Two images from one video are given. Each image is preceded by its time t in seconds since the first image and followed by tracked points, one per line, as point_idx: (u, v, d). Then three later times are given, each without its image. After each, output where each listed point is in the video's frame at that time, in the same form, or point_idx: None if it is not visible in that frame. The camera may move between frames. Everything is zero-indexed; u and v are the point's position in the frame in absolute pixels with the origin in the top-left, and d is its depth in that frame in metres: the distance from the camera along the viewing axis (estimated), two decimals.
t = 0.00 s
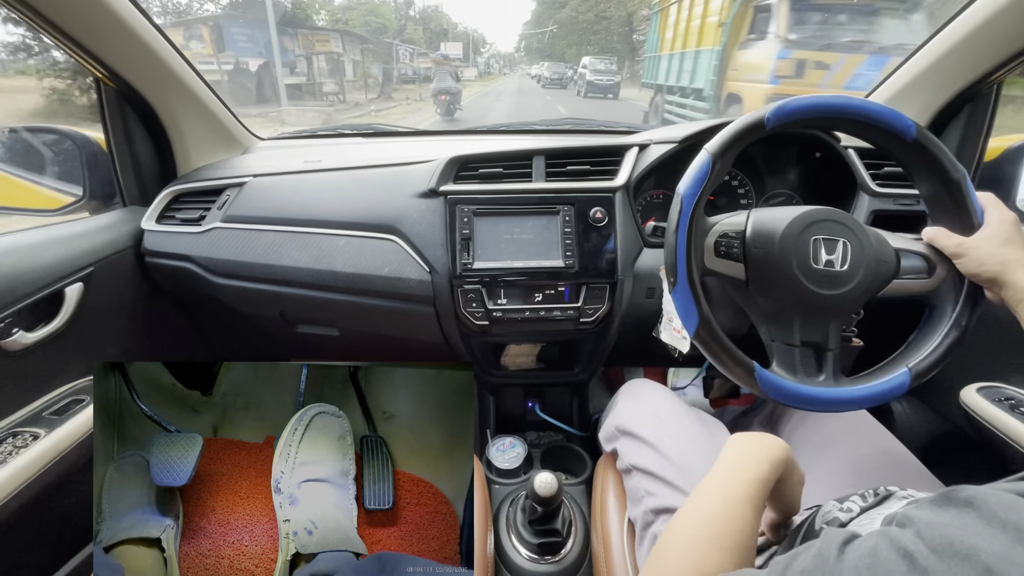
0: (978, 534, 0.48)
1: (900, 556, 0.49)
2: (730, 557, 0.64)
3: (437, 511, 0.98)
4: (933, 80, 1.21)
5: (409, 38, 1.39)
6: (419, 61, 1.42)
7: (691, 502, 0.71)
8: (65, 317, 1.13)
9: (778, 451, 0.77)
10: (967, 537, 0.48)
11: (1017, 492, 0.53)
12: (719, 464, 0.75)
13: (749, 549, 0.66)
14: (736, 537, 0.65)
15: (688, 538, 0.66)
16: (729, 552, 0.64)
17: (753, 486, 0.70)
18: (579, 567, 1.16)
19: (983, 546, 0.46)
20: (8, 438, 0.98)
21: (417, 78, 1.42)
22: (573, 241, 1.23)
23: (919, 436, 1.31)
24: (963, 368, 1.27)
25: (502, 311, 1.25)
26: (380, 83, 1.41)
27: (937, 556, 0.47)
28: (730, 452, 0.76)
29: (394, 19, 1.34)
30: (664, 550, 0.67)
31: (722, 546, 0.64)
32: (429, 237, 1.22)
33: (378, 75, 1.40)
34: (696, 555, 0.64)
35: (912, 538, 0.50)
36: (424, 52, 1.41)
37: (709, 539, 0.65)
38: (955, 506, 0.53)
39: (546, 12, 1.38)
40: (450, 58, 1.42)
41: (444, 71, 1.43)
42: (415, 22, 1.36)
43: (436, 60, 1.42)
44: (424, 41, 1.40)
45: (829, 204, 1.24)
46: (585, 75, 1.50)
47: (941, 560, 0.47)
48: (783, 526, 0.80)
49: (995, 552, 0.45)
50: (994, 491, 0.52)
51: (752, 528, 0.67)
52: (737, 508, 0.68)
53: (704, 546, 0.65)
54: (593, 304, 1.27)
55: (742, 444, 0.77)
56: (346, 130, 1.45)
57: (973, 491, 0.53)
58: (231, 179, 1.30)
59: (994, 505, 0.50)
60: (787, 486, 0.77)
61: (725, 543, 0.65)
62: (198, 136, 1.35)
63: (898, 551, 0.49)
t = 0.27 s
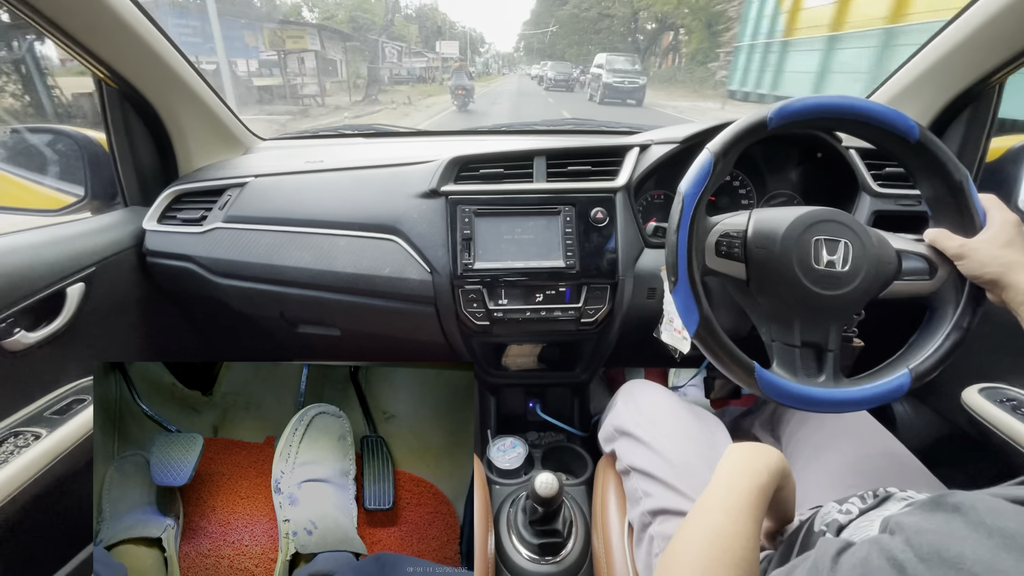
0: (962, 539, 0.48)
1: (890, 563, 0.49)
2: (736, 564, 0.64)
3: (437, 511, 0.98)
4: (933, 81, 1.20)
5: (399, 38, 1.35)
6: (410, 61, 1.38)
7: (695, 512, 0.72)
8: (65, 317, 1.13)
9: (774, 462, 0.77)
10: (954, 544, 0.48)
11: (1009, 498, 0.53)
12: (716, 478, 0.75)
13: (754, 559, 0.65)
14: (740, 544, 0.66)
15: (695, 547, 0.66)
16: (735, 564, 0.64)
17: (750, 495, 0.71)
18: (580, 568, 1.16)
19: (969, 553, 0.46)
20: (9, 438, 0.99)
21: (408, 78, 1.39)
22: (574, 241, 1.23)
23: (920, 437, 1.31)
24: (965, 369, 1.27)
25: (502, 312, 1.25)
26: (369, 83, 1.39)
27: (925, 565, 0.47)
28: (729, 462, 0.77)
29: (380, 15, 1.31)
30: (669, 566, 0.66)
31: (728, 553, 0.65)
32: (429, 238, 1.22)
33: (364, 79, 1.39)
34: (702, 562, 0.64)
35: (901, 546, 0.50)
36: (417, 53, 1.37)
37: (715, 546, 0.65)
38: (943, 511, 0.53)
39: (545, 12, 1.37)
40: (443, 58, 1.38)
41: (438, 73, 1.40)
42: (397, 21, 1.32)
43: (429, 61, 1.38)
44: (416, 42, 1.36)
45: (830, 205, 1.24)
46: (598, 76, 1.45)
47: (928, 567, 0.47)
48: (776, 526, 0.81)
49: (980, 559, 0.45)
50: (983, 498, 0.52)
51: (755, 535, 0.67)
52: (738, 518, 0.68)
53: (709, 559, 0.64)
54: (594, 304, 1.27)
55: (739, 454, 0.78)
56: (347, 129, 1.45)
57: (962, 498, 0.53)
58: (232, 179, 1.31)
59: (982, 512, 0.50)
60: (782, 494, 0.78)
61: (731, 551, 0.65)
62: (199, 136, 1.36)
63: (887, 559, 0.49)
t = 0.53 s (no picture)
0: (967, 531, 0.48)
1: (890, 556, 0.49)
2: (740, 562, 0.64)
3: (437, 511, 0.98)
4: (935, 81, 1.20)
5: (390, 38, 1.36)
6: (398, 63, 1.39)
7: (699, 510, 0.72)
8: (67, 318, 1.13)
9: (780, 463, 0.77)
10: (957, 535, 0.48)
11: (1009, 491, 0.53)
12: (723, 476, 0.75)
13: (758, 557, 0.65)
14: (746, 542, 0.65)
15: (699, 544, 0.66)
16: (739, 560, 0.64)
17: (758, 493, 0.71)
18: (581, 568, 1.15)
19: (971, 543, 0.46)
20: (11, 439, 0.99)
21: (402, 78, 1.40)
22: (575, 242, 1.23)
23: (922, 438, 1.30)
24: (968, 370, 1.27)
25: (503, 312, 1.25)
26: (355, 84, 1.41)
27: (928, 553, 0.47)
28: (735, 461, 0.77)
29: (363, 7, 1.30)
30: (673, 562, 0.66)
31: (733, 551, 0.65)
32: (430, 238, 1.22)
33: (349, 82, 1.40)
34: (707, 560, 0.64)
35: (904, 537, 0.50)
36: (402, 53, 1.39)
37: (720, 544, 0.65)
38: (947, 505, 0.52)
39: (545, 14, 1.37)
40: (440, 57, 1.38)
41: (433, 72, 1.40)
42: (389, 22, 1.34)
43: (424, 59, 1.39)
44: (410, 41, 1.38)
45: (831, 205, 1.24)
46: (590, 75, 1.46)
47: (931, 557, 0.47)
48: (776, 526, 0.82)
49: (983, 549, 0.46)
50: (985, 490, 0.52)
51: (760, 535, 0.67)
52: (744, 515, 0.68)
53: (713, 555, 0.64)
54: (595, 305, 1.27)
55: (746, 454, 0.78)
56: (348, 130, 1.45)
57: (964, 491, 0.53)
58: (233, 180, 1.31)
59: (984, 504, 0.50)
60: (789, 496, 0.78)
61: (735, 549, 0.65)
62: (200, 137, 1.36)
63: (891, 550, 0.49)
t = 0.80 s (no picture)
0: (969, 533, 0.48)
1: (894, 556, 0.49)
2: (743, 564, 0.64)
3: (437, 511, 0.97)
4: (935, 81, 1.20)
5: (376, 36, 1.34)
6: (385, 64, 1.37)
7: (702, 512, 0.71)
8: (69, 319, 1.13)
9: (785, 466, 0.77)
10: (959, 537, 0.48)
11: (1012, 492, 0.53)
12: (725, 478, 0.75)
13: (761, 558, 0.65)
14: (748, 544, 0.65)
15: (701, 546, 0.66)
16: (742, 563, 0.64)
17: (760, 495, 0.71)
18: (581, 569, 1.15)
19: (974, 546, 0.46)
20: (13, 440, 0.99)
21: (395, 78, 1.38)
22: (575, 242, 1.23)
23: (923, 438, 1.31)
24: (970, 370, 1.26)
25: (504, 313, 1.25)
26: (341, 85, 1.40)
27: (930, 556, 0.47)
28: (737, 463, 0.77)
29: (343, 1, 1.27)
30: (675, 563, 0.66)
31: (734, 553, 0.64)
32: (430, 239, 1.22)
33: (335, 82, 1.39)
34: (709, 562, 0.64)
35: (907, 539, 0.50)
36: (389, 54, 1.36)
37: (722, 545, 0.65)
38: (949, 507, 0.52)
39: (544, 14, 1.37)
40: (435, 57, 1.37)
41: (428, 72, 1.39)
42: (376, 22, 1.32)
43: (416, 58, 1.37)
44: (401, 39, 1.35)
45: (831, 205, 1.24)
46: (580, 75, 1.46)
47: (933, 560, 0.47)
48: (778, 528, 0.81)
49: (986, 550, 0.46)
50: (988, 491, 0.52)
51: (763, 537, 0.67)
52: (747, 518, 0.68)
53: (716, 557, 0.64)
54: (595, 305, 1.27)
55: (749, 455, 0.78)
56: (348, 131, 1.45)
57: (967, 492, 0.53)
58: (233, 181, 1.31)
59: (987, 505, 0.50)
60: (790, 499, 0.78)
61: (737, 551, 0.64)
62: (201, 138, 1.36)
63: (893, 552, 0.49)
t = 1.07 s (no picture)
0: (971, 532, 0.47)
1: (896, 554, 0.48)
2: (744, 562, 0.64)
3: (437, 511, 0.97)
4: (935, 82, 1.20)
5: (363, 34, 1.34)
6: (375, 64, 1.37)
7: (702, 510, 0.72)
8: (70, 317, 1.13)
9: (786, 465, 0.77)
10: (961, 536, 0.48)
11: (1014, 491, 0.52)
12: (726, 477, 0.75)
13: (762, 557, 0.66)
14: (749, 542, 0.66)
15: (702, 543, 0.66)
16: (743, 561, 0.64)
17: (762, 495, 0.71)
18: (582, 568, 1.15)
19: (976, 544, 0.46)
20: (12, 438, 1.00)
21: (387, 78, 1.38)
22: (576, 242, 1.23)
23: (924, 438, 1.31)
24: (970, 370, 1.26)
25: (504, 312, 1.25)
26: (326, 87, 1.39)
27: (932, 554, 0.47)
28: (739, 462, 0.77)
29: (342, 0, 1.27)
30: (676, 561, 0.66)
31: (735, 551, 0.65)
32: (431, 238, 1.22)
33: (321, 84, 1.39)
34: (710, 560, 0.64)
35: (908, 537, 0.50)
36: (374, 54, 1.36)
37: (723, 543, 0.65)
38: (950, 504, 0.52)
39: (543, 14, 1.36)
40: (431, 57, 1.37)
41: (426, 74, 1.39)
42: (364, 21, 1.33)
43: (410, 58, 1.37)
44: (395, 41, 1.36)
45: (832, 206, 1.24)
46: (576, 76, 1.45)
47: (935, 558, 0.46)
48: (778, 529, 0.81)
49: (988, 549, 0.45)
50: (990, 490, 0.51)
51: (763, 535, 0.67)
52: (749, 518, 0.68)
53: (717, 555, 0.64)
54: (596, 305, 1.27)
55: (751, 454, 0.78)
56: (348, 130, 1.46)
57: (969, 490, 0.52)
58: (234, 180, 1.31)
59: (989, 504, 0.50)
60: (790, 499, 0.78)
61: (738, 549, 0.65)
62: (201, 137, 1.36)
63: (894, 550, 0.49)
